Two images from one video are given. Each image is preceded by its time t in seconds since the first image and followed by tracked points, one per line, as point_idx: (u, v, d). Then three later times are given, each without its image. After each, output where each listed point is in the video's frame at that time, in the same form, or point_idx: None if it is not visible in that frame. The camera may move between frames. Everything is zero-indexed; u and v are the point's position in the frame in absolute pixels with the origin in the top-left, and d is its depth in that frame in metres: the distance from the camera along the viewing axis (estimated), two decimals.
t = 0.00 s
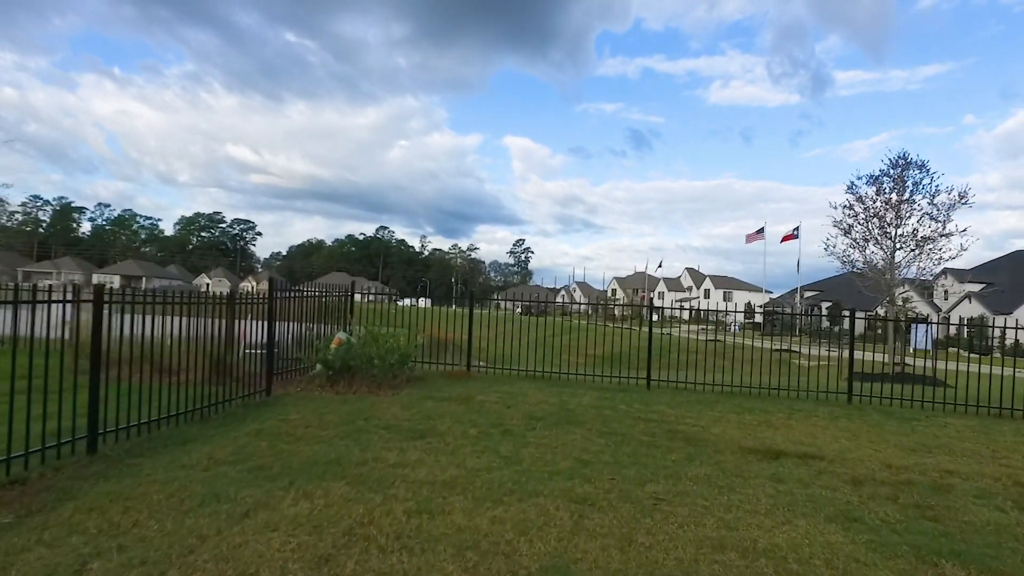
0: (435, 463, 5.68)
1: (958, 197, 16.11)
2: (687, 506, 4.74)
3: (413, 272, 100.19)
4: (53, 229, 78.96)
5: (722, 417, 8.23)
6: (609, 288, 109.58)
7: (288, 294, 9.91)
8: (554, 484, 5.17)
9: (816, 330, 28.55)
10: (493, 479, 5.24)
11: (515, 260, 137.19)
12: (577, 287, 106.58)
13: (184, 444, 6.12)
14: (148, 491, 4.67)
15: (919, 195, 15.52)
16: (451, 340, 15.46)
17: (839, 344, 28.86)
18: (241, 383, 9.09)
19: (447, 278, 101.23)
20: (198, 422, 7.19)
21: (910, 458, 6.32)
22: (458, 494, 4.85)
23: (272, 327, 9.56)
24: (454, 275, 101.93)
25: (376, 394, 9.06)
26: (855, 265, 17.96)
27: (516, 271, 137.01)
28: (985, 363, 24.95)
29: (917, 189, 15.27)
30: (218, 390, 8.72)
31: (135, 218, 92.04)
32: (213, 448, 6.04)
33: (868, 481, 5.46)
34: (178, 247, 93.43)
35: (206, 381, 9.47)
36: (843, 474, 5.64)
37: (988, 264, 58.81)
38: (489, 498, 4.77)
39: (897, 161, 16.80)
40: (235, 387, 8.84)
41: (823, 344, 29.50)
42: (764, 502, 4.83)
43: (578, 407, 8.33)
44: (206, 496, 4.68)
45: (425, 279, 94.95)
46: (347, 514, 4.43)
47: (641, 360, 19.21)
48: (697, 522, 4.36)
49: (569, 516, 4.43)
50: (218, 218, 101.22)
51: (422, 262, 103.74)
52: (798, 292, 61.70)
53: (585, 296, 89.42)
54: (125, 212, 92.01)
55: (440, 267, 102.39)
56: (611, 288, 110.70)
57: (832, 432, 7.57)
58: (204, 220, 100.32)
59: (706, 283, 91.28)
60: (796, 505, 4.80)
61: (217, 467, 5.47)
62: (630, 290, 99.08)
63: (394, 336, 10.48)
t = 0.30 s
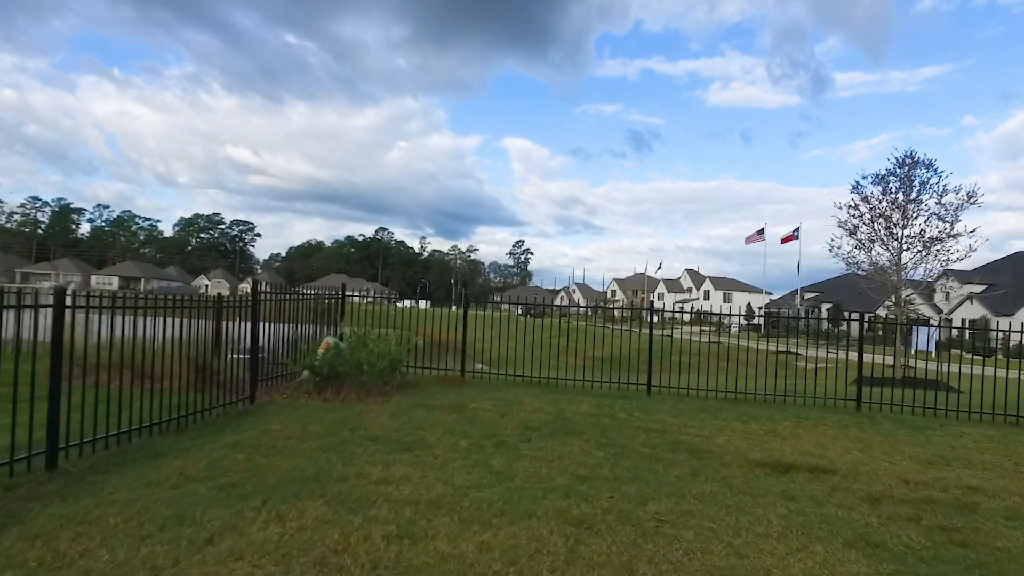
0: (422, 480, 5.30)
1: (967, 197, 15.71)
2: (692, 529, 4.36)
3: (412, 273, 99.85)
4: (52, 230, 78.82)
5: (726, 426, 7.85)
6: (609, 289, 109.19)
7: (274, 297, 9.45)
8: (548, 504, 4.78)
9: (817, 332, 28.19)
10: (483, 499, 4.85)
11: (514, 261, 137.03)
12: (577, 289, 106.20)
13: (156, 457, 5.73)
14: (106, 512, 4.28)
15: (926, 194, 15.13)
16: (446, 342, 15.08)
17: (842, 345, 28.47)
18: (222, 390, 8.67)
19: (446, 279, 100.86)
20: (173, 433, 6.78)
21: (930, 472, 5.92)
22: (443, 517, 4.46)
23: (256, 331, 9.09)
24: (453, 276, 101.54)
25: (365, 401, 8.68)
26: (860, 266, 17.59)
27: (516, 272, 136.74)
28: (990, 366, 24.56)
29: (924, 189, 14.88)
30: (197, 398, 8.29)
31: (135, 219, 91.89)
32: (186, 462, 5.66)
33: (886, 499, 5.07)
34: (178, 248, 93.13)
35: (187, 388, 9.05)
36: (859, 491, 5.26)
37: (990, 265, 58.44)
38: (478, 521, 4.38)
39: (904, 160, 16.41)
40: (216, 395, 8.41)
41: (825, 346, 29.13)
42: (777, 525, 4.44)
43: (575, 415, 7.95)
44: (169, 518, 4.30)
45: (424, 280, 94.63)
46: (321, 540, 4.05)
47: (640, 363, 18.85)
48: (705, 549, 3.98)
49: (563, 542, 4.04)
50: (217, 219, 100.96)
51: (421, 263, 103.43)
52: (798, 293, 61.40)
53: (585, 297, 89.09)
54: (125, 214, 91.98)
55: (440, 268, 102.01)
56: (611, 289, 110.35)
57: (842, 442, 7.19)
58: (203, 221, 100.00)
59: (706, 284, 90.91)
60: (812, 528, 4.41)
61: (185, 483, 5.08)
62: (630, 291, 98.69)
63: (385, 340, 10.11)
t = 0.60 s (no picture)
0: (409, 495, 4.90)
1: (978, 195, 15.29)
2: (703, 551, 3.97)
3: (412, 275, 99.52)
4: (52, 232, 78.69)
5: (733, 433, 7.46)
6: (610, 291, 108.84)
7: (262, 297, 9.02)
8: (545, 522, 4.39)
9: (821, 334, 27.79)
10: (474, 516, 4.46)
11: (515, 263, 136.82)
12: (578, 290, 105.95)
13: (125, 469, 5.34)
14: (59, 532, 3.89)
15: (936, 192, 14.73)
16: (443, 344, 14.67)
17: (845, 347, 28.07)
18: (205, 395, 8.24)
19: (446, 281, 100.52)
20: (147, 442, 6.35)
21: (954, 484, 5.53)
22: (430, 538, 4.07)
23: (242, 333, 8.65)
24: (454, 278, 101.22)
25: (356, 406, 8.29)
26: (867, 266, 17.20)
27: (516, 273, 136.45)
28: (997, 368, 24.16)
29: (934, 187, 14.48)
30: (179, 404, 7.86)
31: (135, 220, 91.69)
32: (157, 474, 5.27)
33: (912, 516, 4.68)
34: (177, 249, 92.86)
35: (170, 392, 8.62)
36: (881, 507, 4.85)
37: (993, 266, 58.05)
38: (467, 542, 3.99)
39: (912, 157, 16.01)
40: (198, 401, 7.98)
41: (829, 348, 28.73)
42: (796, 546, 4.05)
43: (575, 422, 7.55)
44: (128, 539, 3.91)
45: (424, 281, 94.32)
46: (293, 564, 3.66)
47: (642, 364, 18.45)
48: None
49: (561, 567, 3.65)
50: (217, 220, 100.71)
51: (421, 264, 103.11)
52: (800, 294, 61.06)
53: (585, 298, 88.70)
54: (125, 215, 91.79)
55: (440, 270, 101.66)
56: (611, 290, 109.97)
57: (857, 451, 6.79)
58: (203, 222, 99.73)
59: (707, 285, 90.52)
60: (834, 550, 4.01)
61: (152, 498, 4.69)
62: (631, 293, 98.34)
63: (377, 343, 9.72)
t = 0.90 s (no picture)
0: (395, 518, 4.50)
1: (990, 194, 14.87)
2: None
3: (413, 276, 99.18)
4: (52, 234, 78.60)
5: (743, 445, 7.05)
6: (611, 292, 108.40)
7: (248, 300, 8.61)
8: (542, 551, 3.99)
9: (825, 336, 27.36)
10: (464, 544, 4.06)
11: (516, 264, 136.40)
12: (579, 291, 105.42)
13: (90, 488, 4.95)
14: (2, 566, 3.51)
15: (947, 192, 14.31)
16: (439, 347, 14.26)
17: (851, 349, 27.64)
18: (188, 403, 7.84)
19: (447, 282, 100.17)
20: (121, 456, 5.95)
21: (985, 503, 5.12)
22: (414, 571, 3.67)
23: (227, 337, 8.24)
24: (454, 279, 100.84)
25: (346, 416, 7.88)
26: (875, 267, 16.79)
27: (518, 275, 136.07)
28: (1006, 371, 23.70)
29: (946, 186, 14.07)
30: (159, 412, 7.46)
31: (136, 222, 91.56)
32: (124, 494, 4.87)
33: (944, 542, 4.27)
34: (178, 250, 92.65)
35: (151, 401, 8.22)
36: (909, 531, 4.45)
37: (997, 267, 57.58)
38: None
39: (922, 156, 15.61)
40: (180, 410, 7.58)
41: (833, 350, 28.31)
42: None
43: (575, 432, 7.15)
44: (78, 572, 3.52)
45: (425, 283, 93.97)
46: None
47: (644, 367, 18.05)
48: None
49: None
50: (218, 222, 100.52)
51: (422, 266, 102.78)
52: (803, 295, 60.65)
53: (586, 300, 88.25)
54: (126, 217, 91.65)
55: (441, 271, 101.31)
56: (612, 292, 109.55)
57: (876, 465, 6.38)
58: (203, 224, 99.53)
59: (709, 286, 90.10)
60: None
61: (114, 521, 4.31)
62: (632, 294, 97.94)
63: (369, 348, 9.31)
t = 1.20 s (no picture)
0: (385, 542, 4.10)
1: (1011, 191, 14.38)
2: None
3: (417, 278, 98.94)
4: (58, 236, 78.80)
5: (761, 456, 6.62)
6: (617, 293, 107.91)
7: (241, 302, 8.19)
8: None
9: (836, 337, 26.86)
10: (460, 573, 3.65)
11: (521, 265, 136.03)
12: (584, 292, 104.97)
13: (57, 506, 4.57)
14: None
15: (966, 189, 13.84)
16: (441, 350, 13.84)
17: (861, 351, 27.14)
18: (175, 410, 7.44)
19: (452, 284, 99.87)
20: (97, 469, 5.56)
21: None
22: None
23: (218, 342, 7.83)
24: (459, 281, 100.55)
25: (340, 424, 7.47)
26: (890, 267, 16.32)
27: (523, 276, 135.65)
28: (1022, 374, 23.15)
29: (965, 183, 13.60)
30: (144, 421, 7.07)
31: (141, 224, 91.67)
32: (93, 513, 4.49)
33: (994, 572, 3.84)
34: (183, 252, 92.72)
35: (137, 408, 7.83)
36: (954, 559, 4.01)
37: (1008, 268, 56.87)
38: None
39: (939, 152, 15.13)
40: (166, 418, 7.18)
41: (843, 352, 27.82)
42: None
43: (582, 442, 6.73)
44: None
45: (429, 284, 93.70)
46: None
47: (653, 369, 17.61)
48: None
49: None
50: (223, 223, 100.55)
51: (427, 267, 102.53)
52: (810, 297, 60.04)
53: (592, 301, 87.79)
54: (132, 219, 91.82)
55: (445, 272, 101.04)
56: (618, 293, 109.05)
57: (905, 479, 5.95)
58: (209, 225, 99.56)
59: (715, 288, 89.51)
60: None
61: (76, 546, 3.92)
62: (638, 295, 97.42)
63: (366, 352, 8.90)
